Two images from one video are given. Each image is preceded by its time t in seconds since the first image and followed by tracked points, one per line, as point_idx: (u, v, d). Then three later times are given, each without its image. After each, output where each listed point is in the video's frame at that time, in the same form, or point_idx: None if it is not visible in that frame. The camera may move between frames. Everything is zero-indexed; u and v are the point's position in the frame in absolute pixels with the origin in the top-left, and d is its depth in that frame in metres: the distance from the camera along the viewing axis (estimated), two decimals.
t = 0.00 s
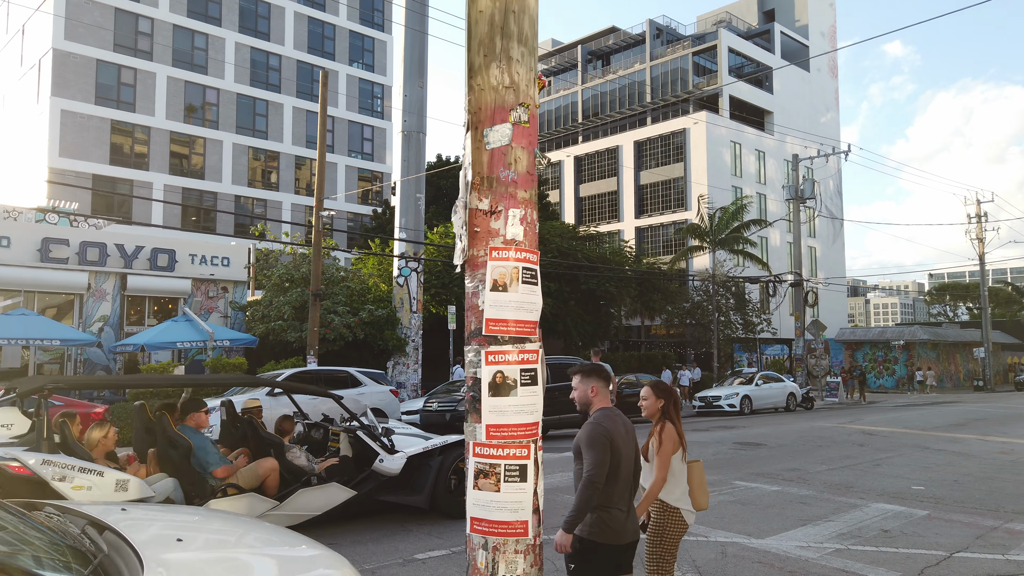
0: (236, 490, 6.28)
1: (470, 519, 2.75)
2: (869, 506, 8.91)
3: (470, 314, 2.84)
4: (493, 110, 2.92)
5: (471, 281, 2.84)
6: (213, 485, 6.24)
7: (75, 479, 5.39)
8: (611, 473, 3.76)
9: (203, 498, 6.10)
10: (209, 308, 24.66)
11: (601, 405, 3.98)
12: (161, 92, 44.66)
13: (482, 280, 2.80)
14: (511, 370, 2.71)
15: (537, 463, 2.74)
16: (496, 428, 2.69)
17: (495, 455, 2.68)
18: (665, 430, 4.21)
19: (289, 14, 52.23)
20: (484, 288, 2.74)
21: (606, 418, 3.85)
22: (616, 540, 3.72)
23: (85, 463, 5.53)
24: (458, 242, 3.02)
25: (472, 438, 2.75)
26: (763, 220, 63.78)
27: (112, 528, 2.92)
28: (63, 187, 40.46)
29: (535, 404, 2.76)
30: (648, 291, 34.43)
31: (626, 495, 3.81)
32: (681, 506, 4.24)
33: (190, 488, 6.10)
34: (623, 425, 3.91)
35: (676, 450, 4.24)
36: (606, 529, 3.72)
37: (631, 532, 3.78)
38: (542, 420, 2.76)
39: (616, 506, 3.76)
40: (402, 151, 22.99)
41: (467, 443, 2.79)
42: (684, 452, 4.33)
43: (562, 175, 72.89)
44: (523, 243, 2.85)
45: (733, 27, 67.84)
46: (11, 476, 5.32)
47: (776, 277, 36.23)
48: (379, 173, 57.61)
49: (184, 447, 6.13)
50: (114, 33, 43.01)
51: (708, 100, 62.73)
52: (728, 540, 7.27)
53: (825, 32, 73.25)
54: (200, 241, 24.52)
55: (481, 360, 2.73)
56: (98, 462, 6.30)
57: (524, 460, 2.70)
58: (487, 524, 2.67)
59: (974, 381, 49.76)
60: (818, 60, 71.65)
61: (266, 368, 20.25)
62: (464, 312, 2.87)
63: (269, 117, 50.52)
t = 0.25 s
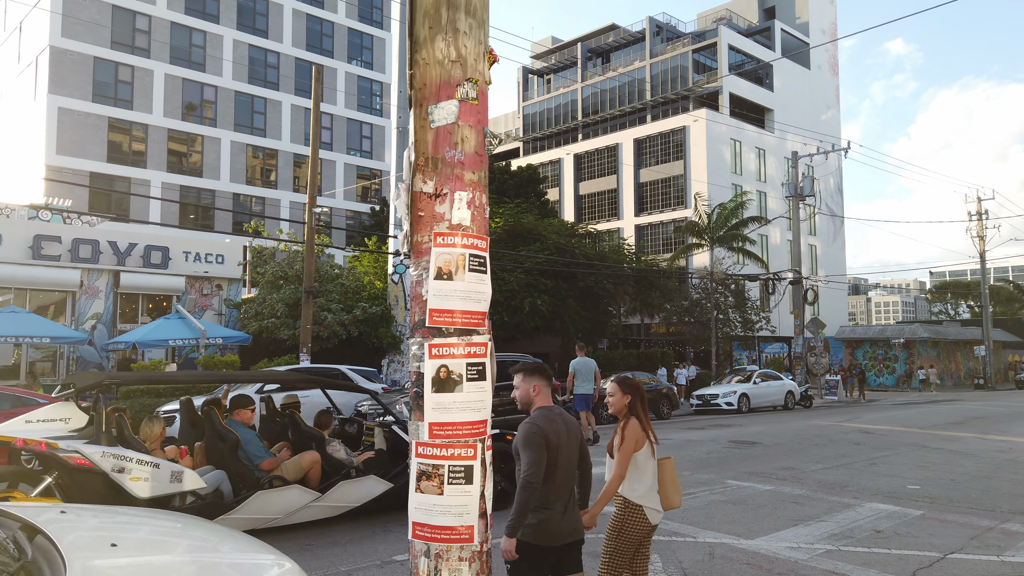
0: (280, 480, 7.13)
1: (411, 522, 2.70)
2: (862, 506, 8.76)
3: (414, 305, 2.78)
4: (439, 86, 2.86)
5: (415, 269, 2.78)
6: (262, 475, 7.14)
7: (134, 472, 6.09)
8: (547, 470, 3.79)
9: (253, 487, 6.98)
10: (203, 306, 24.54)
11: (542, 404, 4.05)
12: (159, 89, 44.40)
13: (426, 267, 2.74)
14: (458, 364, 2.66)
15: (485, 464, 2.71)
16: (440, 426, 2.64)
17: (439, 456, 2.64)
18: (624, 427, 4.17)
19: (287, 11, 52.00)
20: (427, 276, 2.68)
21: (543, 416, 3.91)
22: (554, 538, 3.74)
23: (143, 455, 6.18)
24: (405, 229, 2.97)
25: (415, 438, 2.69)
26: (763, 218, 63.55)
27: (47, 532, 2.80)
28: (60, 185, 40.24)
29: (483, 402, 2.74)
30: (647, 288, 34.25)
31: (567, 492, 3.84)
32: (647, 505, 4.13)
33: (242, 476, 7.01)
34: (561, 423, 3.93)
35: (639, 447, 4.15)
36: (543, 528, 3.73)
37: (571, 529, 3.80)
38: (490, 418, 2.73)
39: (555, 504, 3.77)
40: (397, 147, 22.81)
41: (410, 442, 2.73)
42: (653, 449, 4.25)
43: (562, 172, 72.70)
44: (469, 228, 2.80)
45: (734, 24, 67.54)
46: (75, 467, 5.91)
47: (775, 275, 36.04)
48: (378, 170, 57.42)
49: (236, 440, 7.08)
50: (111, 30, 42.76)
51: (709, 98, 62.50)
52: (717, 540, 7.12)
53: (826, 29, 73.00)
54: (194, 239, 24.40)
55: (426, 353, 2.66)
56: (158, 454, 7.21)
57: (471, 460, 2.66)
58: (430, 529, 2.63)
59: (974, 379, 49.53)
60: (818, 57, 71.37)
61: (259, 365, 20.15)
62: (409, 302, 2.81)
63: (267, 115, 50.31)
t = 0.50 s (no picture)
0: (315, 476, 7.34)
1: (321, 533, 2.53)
2: (843, 508, 8.59)
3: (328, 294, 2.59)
4: (357, 50, 2.67)
5: (329, 254, 2.59)
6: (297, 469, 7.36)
7: (181, 466, 6.36)
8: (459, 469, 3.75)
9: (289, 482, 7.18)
10: (185, 304, 24.19)
11: (465, 398, 3.94)
12: (146, 86, 43.87)
13: (341, 251, 2.54)
14: (374, 361, 2.48)
15: (404, 471, 2.56)
16: (353, 428, 2.46)
17: (350, 463, 2.46)
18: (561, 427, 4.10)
19: (276, 8, 51.56)
20: (341, 261, 2.50)
21: (459, 413, 3.82)
22: (467, 534, 3.71)
23: (189, 450, 6.44)
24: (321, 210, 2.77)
25: (326, 440, 2.51)
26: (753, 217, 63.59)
27: None
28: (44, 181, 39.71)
29: (405, 403, 2.57)
30: (636, 287, 34.07)
31: (482, 490, 3.78)
32: (588, 505, 4.03)
33: (279, 470, 7.23)
34: (481, 422, 3.85)
35: (578, 446, 4.08)
36: (455, 523, 3.72)
37: (486, 528, 3.75)
38: (412, 421, 2.59)
39: (469, 501, 3.74)
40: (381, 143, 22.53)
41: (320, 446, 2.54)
42: (595, 449, 4.15)
43: (552, 171, 72.51)
44: (389, 207, 2.62)
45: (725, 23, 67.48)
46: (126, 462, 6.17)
47: (763, 274, 35.99)
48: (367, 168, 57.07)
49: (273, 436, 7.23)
50: (97, 26, 42.22)
51: (699, 97, 62.44)
52: (693, 544, 6.93)
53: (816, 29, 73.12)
54: (177, 236, 24.08)
55: (339, 347, 2.48)
56: (201, 449, 7.58)
57: (387, 469, 2.50)
58: (339, 544, 2.47)
59: (962, 379, 49.68)
60: (808, 57, 71.47)
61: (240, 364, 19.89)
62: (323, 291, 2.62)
63: (256, 112, 49.86)
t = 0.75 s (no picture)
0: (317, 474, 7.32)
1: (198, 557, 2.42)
2: (797, 508, 8.58)
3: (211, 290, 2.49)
4: (244, 24, 2.56)
5: (213, 244, 2.49)
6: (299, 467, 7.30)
7: (191, 465, 6.41)
8: (369, 468, 3.58)
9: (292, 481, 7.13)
10: (139, 302, 23.49)
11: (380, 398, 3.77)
12: (104, 79, 42.59)
13: (224, 241, 2.46)
14: (254, 365, 2.40)
15: (291, 489, 2.46)
16: (232, 441, 2.37)
17: (228, 479, 2.37)
18: (472, 432, 4.02)
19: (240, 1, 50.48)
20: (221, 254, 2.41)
21: (370, 413, 3.65)
22: (381, 538, 3.51)
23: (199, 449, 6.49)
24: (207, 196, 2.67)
25: (203, 456, 2.41)
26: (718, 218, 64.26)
27: None
28: None
29: (294, 416, 2.49)
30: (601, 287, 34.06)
31: (398, 492, 3.61)
32: (497, 514, 3.93)
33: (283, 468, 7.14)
34: (395, 421, 3.69)
35: (487, 452, 4.00)
36: (369, 525, 3.52)
37: (402, 532, 3.57)
38: (302, 431, 2.49)
39: (382, 503, 3.56)
40: (343, 139, 22.17)
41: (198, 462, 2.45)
42: (508, 456, 4.07)
43: (520, 170, 72.37)
44: (278, 192, 2.53)
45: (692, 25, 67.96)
46: (135, 460, 6.28)
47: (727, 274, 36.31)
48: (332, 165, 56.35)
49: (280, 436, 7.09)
50: (53, 16, 40.83)
51: (666, 98, 62.89)
52: (645, 547, 6.83)
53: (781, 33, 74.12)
54: (131, 232, 23.44)
55: (218, 351, 2.39)
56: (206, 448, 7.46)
57: (271, 484, 2.40)
58: (215, 569, 2.36)
59: (918, 377, 50.76)
60: (773, 60, 72.40)
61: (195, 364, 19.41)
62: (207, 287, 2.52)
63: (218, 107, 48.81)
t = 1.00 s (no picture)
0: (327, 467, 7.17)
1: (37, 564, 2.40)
2: (758, 507, 8.46)
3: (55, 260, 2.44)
4: None
5: (56, 208, 2.44)
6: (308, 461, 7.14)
7: (212, 457, 6.43)
8: (276, 462, 3.34)
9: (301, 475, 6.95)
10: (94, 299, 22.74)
11: (291, 387, 3.52)
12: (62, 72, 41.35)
13: (67, 202, 2.43)
14: (99, 352, 2.39)
15: (145, 492, 2.47)
16: (73, 441, 2.35)
17: (68, 482, 2.36)
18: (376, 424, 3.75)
19: None
20: (66, 220, 2.39)
21: (281, 403, 3.41)
22: (284, 537, 3.30)
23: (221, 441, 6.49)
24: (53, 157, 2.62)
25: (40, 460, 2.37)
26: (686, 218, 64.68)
27: None
28: None
29: (151, 415, 2.50)
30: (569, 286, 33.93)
31: (306, 489, 3.39)
32: (399, 513, 3.73)
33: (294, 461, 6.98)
34: (304, 411, 3.44)
35: (389, 446, 3.75)
36: (272, 523, 3.31)
37: (308, 530, 3.37)
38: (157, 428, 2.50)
39: (288, 500, 3.34)
40: (306, 132, 21.70)
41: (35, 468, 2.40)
42: (413, 450, 3.84)
43: (490, 169, 72.10)
44: (131, 152, 2.51)
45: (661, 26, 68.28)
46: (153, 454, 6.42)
47: (694, 273, 36.49)
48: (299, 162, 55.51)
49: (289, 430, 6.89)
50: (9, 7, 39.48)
51: (635, 98, 63.18)
52: (601, 548, 6.63)
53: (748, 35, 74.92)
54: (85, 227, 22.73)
55: (59, 333, 2.36)
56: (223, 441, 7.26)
57: (121, 487, 2.41)
58: None
59: (881, 376, 51.61)
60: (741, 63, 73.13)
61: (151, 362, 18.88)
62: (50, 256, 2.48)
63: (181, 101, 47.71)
